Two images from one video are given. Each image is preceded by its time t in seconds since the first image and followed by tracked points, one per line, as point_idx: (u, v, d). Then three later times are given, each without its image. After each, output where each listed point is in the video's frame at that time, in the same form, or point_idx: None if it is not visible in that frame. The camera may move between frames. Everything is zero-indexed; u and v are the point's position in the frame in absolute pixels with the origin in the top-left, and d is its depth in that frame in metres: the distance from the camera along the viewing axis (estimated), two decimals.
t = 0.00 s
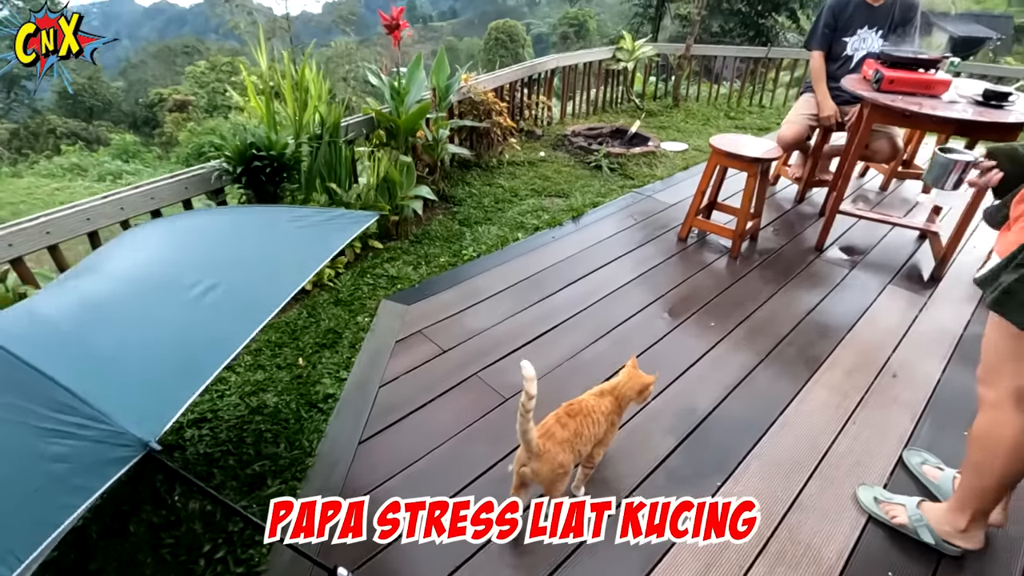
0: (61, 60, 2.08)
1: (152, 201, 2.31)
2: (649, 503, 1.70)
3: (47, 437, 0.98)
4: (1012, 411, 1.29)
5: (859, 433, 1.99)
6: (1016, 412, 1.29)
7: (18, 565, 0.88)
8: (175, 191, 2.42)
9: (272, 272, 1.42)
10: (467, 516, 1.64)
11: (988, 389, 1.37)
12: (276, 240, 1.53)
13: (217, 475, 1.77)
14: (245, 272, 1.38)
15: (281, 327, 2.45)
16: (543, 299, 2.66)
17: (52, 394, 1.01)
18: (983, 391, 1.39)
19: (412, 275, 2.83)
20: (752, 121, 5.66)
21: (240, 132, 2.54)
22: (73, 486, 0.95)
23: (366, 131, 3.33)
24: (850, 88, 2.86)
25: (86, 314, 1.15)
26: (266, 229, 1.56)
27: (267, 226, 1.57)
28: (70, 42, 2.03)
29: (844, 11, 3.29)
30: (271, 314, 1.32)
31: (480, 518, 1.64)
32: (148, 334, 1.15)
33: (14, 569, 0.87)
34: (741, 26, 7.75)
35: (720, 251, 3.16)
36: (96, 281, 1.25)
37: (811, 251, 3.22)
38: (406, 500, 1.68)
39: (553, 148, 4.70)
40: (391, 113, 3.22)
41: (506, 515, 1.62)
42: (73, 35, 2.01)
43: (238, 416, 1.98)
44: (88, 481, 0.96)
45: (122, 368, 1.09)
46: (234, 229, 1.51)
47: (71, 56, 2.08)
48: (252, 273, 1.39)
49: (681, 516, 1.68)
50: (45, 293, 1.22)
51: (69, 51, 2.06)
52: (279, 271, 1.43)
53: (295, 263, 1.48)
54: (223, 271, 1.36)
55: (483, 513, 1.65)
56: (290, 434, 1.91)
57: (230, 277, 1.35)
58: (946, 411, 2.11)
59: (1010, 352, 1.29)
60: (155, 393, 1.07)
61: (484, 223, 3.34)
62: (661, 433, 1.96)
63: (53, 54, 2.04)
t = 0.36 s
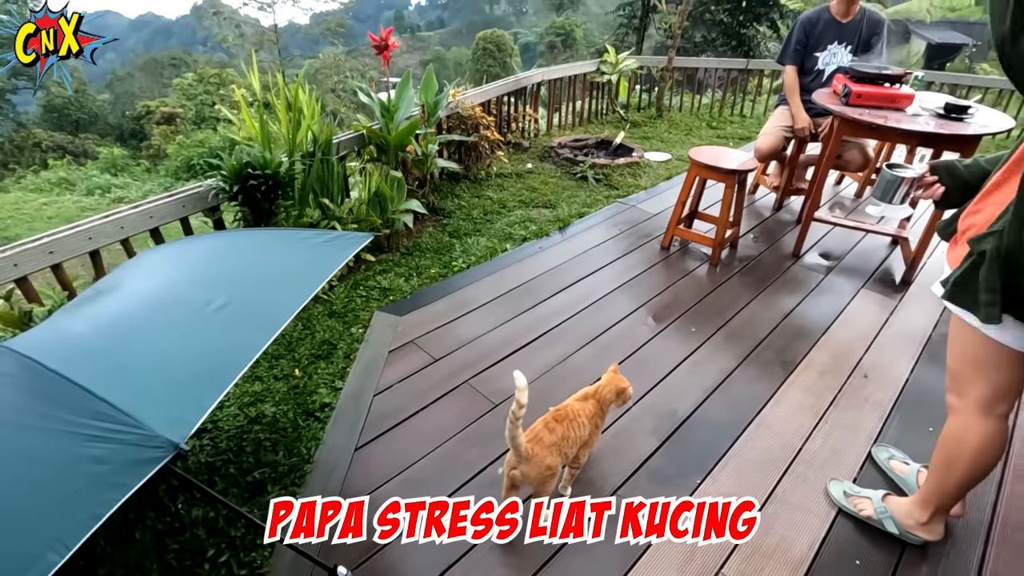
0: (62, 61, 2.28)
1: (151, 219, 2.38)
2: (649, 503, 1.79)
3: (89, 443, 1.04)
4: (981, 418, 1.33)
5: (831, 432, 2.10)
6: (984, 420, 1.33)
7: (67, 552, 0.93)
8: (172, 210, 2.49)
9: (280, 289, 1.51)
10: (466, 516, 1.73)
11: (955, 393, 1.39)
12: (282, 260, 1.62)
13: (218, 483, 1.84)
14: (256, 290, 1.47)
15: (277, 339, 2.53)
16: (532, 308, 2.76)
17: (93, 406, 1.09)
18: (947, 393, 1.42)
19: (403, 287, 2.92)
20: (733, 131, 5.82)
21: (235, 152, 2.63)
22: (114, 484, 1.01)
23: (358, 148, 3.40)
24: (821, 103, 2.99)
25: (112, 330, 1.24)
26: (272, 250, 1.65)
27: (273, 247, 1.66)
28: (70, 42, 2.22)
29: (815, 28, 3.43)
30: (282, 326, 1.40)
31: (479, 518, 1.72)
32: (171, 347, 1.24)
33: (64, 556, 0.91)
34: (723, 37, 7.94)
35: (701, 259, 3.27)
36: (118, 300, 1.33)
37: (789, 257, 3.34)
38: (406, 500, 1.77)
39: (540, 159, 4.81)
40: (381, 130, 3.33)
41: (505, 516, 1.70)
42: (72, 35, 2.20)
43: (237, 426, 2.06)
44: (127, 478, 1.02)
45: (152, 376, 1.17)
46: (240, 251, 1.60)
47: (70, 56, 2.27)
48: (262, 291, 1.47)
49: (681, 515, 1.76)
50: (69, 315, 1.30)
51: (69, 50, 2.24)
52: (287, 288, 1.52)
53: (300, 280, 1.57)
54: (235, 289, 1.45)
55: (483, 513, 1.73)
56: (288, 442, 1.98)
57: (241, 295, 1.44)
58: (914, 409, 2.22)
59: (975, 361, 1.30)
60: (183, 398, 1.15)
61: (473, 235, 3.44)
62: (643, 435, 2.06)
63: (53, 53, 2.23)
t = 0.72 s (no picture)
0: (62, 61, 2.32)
1: (144, 229, 2.40)
2: (649, 504, 1.83)
3: (102, 442, 1.07)
4: (959, 416, 1.35)
5: (815, 428, 2.16)
6: (963, 419, 1.35)
7: (82, 547, 0.98)
8: (166, 220, 2.51)
9: (280, 296, 1.54)
10: (466, 516, 1.76)
11: (936, 393, 1.41)
12: (279, 267, 1.66)
13: (215, 489, 1.86)
14: (256, 296, 1.51)
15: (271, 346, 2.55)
16: (523, 312, 2.80)
17: (103, 406, 1.11)
18: (931, 393, 1.44)
19: (396, 293, 2.95)
20: (718, 136, 5.92)
21: (228, 162, 2.67)
22: (128, 480, 1.04)
23: (348, 156, 3.44)
24: (801, 108, 3.07)
25: (119, 336, 1.26)
26: (269, 258, 1.68)
27: (269, 256, 1.70)
28: (70, 42, 2.26)
29: (795, 36, 3.53)
30: (284, 329, 1.44)
31: (480, 518, 1.76)
32: (178, 351, 1.26)
33: (80, 550, 0.97)
34: (708, 43, 8.07)
35: (688, 262, 3.34)
36: (122, 308, 1.35)
37: (774, 259, 3.41)
38: (406, 500, 1.80)
39: (530, 166, 4.87)
40: (371, 138, 3.37)
41: (506, 516, 1.74)
42: (71, 34, 2.24)
43: (233, 432, 2.08)
44: (140, 474, 1.05)
45: (160, 377, 1.19)
46: (238, 259, 1.64)
47: (71, 56, 2.30)
48: (262, 297, 1.51)
49: (679, 514, 1.81)
50: (74, 322, 1.32)
51: (70, 50, 2.28)
52: (286, 294, 1.56)
53: (299, 286, 1.61)
54: (236, 296, 1.48)
55: (483, 513, 1.76)
56: (284, 447, 2.01)
57: (242, 301, 1.47)
58: (895, 405, 2.29)
59: (952, 360, 1.33)
60: (192, 397, 1.18)
61: (464, 241, 3.49)
62: (633, 434, 2.11)
63: (53, 54, 2.26)
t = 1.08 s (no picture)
0: (61, 61, 2.31)
1: (135, 234, 2.39)
2: (649, 503, 1.83)
3: (101, 438, 1.07)
4: (956, 414, 1.37)
5: (806, 422, 2.19)
6: (960, 416, 1.37)
7: (82, 542, 0.97)
8: (156, 225, 2.50)
9: (275, 294, 1.55)
10: (467, 516, 1.76)
11: (933, 390, 1.43)
12: (273, 267, 1.66)
13: (209, 492, 1.85)
14: (251, 295, 1.51)
15: (264, 350, 2.55)
16: (515, 312, 2.82)
17: (101, 404, 1.11)
18: (925, 390, 1.46)
19: (388, 295, 2.96)
20: (706, 138, 5.98)
21: (218, 165, 2.67)
22: (127, 475, 1.04)
23: (339, 159, 3.44)
24: (787, 108, 3.12)
25: (115, 336, 1.26)
26: (261, 258, 1.68)
27: (262, 256, 1.70)
28: (70, 42, 2.29)
29: (780, 37, 3.58)
30: (280, 326, 1.44)
31: (480, 518, 1.76)
32: (175, 349, 1.26)
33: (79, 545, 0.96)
34: (695, 45, 8.16)
35: (679, 261, 3.37)
36: (116, 309, 1.35)
37: (762, 257, 3.45)
38: (405, 500, 1.81)
39: (519, 168, 4.90)
40: (362, 141, 3.37)
41: (506, 516, 1.75)
42: (72, 34, 2.27)
43: (227, 436, 2.07)
44: (139, 469, 1.05)
45: (156, 374, 1.19)
46: (231, 260, 1.64)
47: (70, 56, 2.32)
48: (256, 296, 1.51)
49: (676, 511, 1.82)
50: (69, 323, 1.32)
51: (70, 50, 2.30)
52: (281, 293, 1.56)
53: (292, 284, 1.61)
54: (231, 295, 1.48)
55: (483, 513, 1.76)
56: (279, 450, 2.01)
57: (237, 300, 1.47)
58: (883, 397, 2.33)
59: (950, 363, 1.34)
60: (189, 392, 1.18)
61: (456, 243, 3.50)
62: (627, 431, 2.12)
63: (53, 54, 2.26)
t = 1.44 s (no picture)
0: (61, 60, 2.31)
1: (124, 238, 2.38)
2: (650, 504, 1.83)
3: (94, 440, 1.07)
4: (947, 410, 1.40)
5: (797, 416, 2.21)
6: (952, 412, 1.39)
7: (75, 543, 0.97)
8: (146, 229, 2.49)
9: (266, 294, 1.54)
10: (467, 516, 1.76)
11: (924, 387, 1.45)
12: (264, 267, 1.65)
13: (203, 497, 1.84)
14: (242, 296, 1.50)
15: (256, 353, 2.54)
16: (507, 312, 2.82)
17: (94, 405, 1.10)
18: (917, 387, 1.48)
19: (381, 297, 2.96)
20: (696, 137, 6.01)
21: (208, 169, 2.66)
22: (121, 475, 1.03)
23: (329, 162, 3.43)
24: (775, 107, 3.15)
25: (107, 340, 1.25)
26: (252, 259, 1.68)
27: (253, 257, 1.69)
28: (70, 42, 2.26)
29: (767, 37, 3.61)
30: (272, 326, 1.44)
31: (480, 519, 1.75)
32: (168, 351, 1.26)
33: (73, 547, 0.96)
34: (684, 46, 8.20)
35: (670, 260, 3.39)
36: (106, 312, 1.34)
37: (752, 255, 3.48)
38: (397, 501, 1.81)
39: (511, 169, 4.90)
40: (353, 144, 3.36)
41: (506, 516, 1.74)
42: (72, 34, 2.24)
43: (219, 440, 2.06)
44: (133, 470, 1.04)
45: (149, 375, 1.19)
46: (221, 261, 1.63)
47: (71, 56, 2.29)
48: (248, 296, 1.51)
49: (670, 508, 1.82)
50: (60, 325, 1.31)
51: (70, 50, 2.27)
52: (273, 293, 1.56)
53: (284, 284, 1.60)
54: (222, 296, 1.48)
55: (483, 514, 1.75)
56: (272, 453, 2.00)
57: (229, 301, 1.47)
58: (872, 392, 2.35)
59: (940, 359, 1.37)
60: (182, 393, 1.18)
61: (448, 244, 3.50)
62: (620, 428, 2.14)
63: (53, 54, 2.26)
